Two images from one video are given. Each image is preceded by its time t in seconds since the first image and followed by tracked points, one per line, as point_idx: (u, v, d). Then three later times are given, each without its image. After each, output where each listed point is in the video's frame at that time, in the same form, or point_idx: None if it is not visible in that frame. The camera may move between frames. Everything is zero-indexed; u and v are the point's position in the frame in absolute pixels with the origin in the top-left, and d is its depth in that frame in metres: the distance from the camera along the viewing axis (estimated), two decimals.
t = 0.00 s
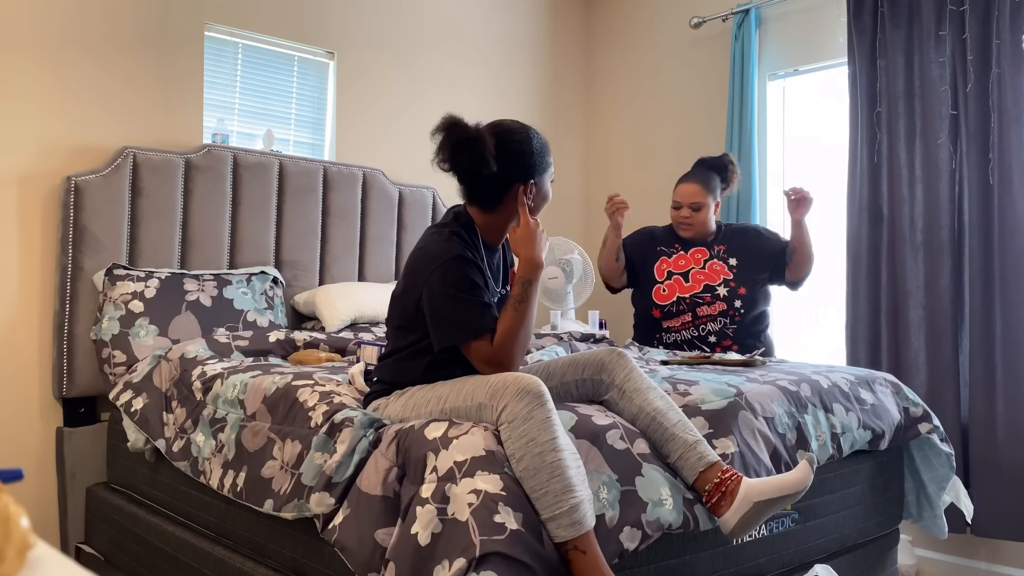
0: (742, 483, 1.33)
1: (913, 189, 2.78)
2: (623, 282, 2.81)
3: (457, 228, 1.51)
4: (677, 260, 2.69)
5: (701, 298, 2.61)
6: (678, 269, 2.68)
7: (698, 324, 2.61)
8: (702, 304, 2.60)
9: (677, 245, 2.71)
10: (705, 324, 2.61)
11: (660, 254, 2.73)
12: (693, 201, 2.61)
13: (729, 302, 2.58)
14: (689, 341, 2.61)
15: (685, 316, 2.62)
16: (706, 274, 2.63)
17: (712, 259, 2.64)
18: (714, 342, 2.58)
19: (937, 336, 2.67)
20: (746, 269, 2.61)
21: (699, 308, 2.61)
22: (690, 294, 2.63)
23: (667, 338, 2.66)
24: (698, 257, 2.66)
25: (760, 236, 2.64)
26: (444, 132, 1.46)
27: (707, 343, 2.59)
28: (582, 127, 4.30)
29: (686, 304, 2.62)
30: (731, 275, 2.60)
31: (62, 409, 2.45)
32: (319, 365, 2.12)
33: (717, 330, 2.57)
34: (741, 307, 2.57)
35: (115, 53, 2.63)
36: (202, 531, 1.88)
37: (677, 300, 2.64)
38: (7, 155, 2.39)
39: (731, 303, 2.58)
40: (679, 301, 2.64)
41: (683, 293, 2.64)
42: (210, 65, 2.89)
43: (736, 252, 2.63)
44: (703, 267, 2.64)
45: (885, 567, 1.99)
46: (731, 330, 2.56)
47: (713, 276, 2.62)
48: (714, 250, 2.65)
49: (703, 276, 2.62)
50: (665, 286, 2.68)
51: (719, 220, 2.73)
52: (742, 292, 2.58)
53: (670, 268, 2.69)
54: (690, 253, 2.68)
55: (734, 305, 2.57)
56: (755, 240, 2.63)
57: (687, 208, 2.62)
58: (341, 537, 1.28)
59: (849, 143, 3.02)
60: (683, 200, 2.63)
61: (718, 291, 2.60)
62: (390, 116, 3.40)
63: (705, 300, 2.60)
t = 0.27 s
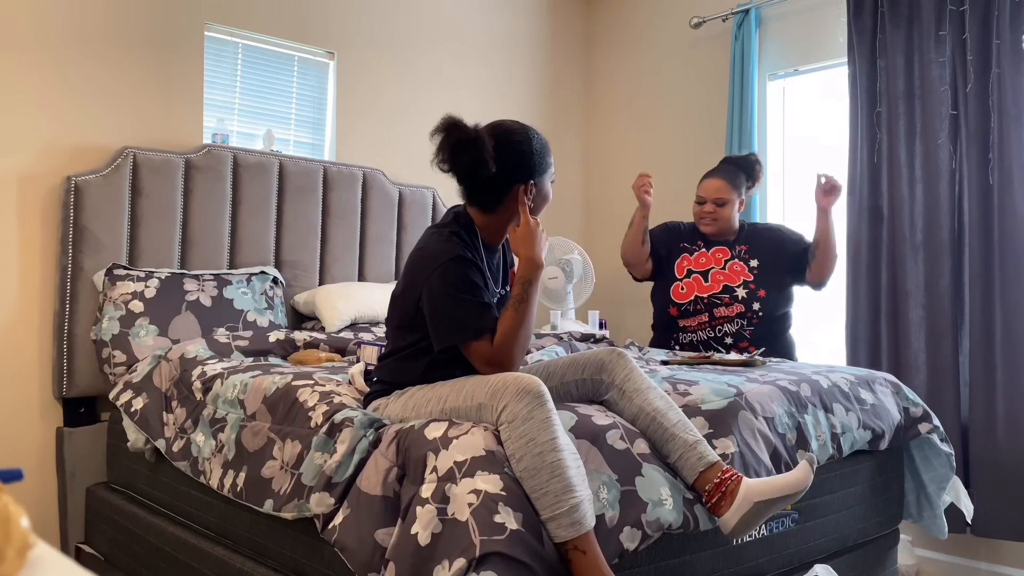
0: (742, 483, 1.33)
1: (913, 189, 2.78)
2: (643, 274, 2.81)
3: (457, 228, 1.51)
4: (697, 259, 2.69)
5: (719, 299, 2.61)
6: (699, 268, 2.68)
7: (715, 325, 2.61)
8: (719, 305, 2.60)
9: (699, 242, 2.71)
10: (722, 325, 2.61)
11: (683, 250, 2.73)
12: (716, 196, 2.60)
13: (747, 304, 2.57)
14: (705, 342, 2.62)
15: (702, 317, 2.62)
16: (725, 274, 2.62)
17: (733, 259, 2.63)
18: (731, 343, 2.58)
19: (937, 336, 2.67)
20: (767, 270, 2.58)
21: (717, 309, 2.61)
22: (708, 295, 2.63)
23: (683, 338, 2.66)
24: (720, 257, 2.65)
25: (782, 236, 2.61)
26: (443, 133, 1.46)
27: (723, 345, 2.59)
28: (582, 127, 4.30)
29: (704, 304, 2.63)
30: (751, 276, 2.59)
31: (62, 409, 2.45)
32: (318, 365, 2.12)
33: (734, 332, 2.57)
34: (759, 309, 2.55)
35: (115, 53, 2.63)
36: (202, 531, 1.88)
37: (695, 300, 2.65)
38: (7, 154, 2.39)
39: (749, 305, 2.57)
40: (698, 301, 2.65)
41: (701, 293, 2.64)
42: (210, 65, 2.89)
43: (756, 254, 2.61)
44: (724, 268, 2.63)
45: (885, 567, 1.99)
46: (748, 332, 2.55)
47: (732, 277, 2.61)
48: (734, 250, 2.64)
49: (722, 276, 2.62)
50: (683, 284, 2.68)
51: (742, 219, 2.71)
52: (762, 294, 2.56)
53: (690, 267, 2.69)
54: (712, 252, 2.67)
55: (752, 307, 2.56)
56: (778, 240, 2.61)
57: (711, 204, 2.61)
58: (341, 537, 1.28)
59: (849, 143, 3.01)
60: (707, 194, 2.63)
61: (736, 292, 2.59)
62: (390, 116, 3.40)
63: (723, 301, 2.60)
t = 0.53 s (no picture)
0: (742, 483, 1.33)
1: (913, 189, 2.78)
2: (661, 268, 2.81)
3: (456, 228, 1.51)
4: (718, 258, 2.67)
5: (738, 299, 2.60)
6: (720, 266, 2.66)
7: (733, 324, 2.59)
8: (738, 304, 2.59)
9: (720, 241, 2.70)
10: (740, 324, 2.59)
11: (702, 248, 2.72)
12: (747, 189, 2.60)
13: (766, 304, 2.56)
14: (722, 341, 2.60)
15: (720, 316, 2.61)
16: (746, 274, 2.61)
17: (756, 258, 2.62)
18: (748, 343, 2.56)
19: (937, 336, 2.67)
20: (789, 270, 2.57)
21: (735, 308, 2.59)
22: (727, 294, 2.62)
23: (699, 336, 2.65)
24: (742, 256, 2.64)
25: (808, 235, 2.60)
26: (443, 133, 1.46)
27: (740, 344, 2.57)
28: (582, 127, 4.30)
29: (723, 303, 2.61)
30: (771, 277, 2.58)
31: (62, 409, 2.45)
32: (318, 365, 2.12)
33: (752, 332, 2.56)
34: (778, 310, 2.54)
35: (115, 53, 2.63)
36: (202, 531, 1.88)
37: (715, 298, 2.64)
38: (7, 154, 2.39)
39: (769, 306, 2.56)
40: (717, 299, 2.64)
41: (720, 292, 2.63)
42: (210, 65, 2.89)
43: (778, 253, 2.60)
44: (745, 267, 2.62)
45: (885, 567, 1.99)
46: (766, 333, 2.53)
47: (753, 277, 2.60)
48: (757, 249, 2.63)
49: (743, 276, 2.61)
50: (702, 283, 2.68)
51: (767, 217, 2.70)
52: (782, 295, 2.56)
53: (710, 265, 2.68)
54: (733, 251, 2.66)
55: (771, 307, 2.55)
56: (802, 239, 2.59)
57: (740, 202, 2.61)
58: (341, 537, 1.28)
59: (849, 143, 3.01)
60: (736, 187, 2.63)
61: (756, 292, 2.58)
62: (390, 116, 3.40)
63: (742, 300, 2.59)
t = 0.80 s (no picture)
0: (742, 483, 1.33)
1: (913, 189, 2.78)
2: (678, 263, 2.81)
3: (456, 227, 1.51)
4: (736, 255, 2.66)
5: (754, 297, 2.59)
6: (738, 264, 2.65)
7: (748, 323, 2.58)
8: (754, 303, 2.58)
9: (739, 238, 2.69)
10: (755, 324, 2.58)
11: (721, 244, 2.71)
12: (765, 189, 2.61)
13: (782, 304, 2.55)
14: (734, 339, 2.59)
15: (736, 313, 2.60)
16: (764, 273, 2.60)
17: (774, 258, 2.61)
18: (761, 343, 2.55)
19: (937, 336, 2.66)
20: (807, 271, 2.56)
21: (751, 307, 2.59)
22: (744, 292, 2.61)
23: (713, 334, 2.64)
24: (760, 255, 2.63)
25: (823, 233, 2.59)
26: (443, 133, 1.46)
27: (753, 344, 2.56)
28: (582, 127, 4.30)
29: (739, 301, 2.61)
30: (789, 277, 2.57)
31: (62, 409, 2.45)
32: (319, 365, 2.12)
33: (766, 332, 2.54)
34: (794, 310, 2.53)
35: (115, 53, 2.63)
36: (202, 531, 1.88)
37: (732, 296, 2.63)
38: (7, 154, 2.39)
39: (785, 306, 2.54)
40: (734, 297, 2.63)
41: (737, 290, 2.62)
42: (210, 65, 2.89)
43: (796, 254, 2.58)
44: (763, 266, 2.61)
45: (885, 567, 1.99)
46: (780, 334, 2.52)
47: (771, 276, 2.59)
48: (775, 248, 2.62)
49: (761, 275, 2.60)
50: (720, 280, 2.67)
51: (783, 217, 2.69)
52: (798, 296, 2.55)
53: (728, 262, 2.67)
54: (751, 249, 2.65)
55: (788, 308, 2.54)
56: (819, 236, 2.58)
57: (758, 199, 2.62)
58: (341, 537, 1.28)
59: (849, 143, 3.01)
60: (755, 187, 2.63)
61: (773, 292, 2.57)
62: (390, 116, 3.40)
63: (758, 300, 2.58)
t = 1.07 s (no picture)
0: (742, 483, 1.33)
1: (913, 189, 2.78)
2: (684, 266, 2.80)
3: (456, 228, 1.51)
4: (748, 257, 2.65)
5: (768, 300, 2.58)
6: (750, 266, 2.64)
7: (759, 326, 2.58)
8: (768, 307, 2.57)
9: (749, 240, 2.67)
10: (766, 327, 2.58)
11: (730, 246, 2.70)
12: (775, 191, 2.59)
13: (795, 308, 2.55)
14: (746, 341, 2.59)
15: (748, 316, 2.60)
16: (776, 276, 2.60)
17: (785, 260, 2.60)
18: (772, 346, 2.56)
19: (937, 336, 2.66)
20: (819, 277, 2.57)
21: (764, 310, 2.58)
22: (756, 295, 2.60)
23: (723, 335, 2.63)
24: (772, 258, 2.62)
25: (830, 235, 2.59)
26: (444, 134, 1.46)
27: (764, 346, 2.56)
28: (582, 127, 4.30)
29: (752, 304, 2.60)
30: (801, 281, 2.57)
31: (62, 409, 2.45)
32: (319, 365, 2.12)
33: (777, 335, 2.55)
34: (807, 315, 2.54)
35: (115, 53, 2.63)
36: (202, 531, 1.88)
37: (744, 299, 2.62)
38: (7, 154, 2.39)
39: (797, 310, 2.55)
40: (746, 300, 2.62)
41: (750, 293, 2.61)
42: (210, 65, 2.89)
43: (807, 258, 2.58)
44: (775, 269, 2.60)
45: (885, 567, 1.99)
46: (792, 337, 2.53)
47: (784, 279, 2.58)
48: (785, 251, 2.61)
49: (774, 278, 2.59)
50: (731, 282, 2.66)
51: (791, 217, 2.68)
52: (811, 300, 2.55)
53: (739, 264, 2.66)
54: (762, 251, 2.64)
55: (801, 312, 2.54)
56: (829, 241, 2.58)
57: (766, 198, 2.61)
58: (341, 537, 1.28)
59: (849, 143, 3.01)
60: (765, 189, 2.62)
61: (785, 296, 2.57)
62: (390, 116, 3.40)
63: (772, 303, 2.57)
